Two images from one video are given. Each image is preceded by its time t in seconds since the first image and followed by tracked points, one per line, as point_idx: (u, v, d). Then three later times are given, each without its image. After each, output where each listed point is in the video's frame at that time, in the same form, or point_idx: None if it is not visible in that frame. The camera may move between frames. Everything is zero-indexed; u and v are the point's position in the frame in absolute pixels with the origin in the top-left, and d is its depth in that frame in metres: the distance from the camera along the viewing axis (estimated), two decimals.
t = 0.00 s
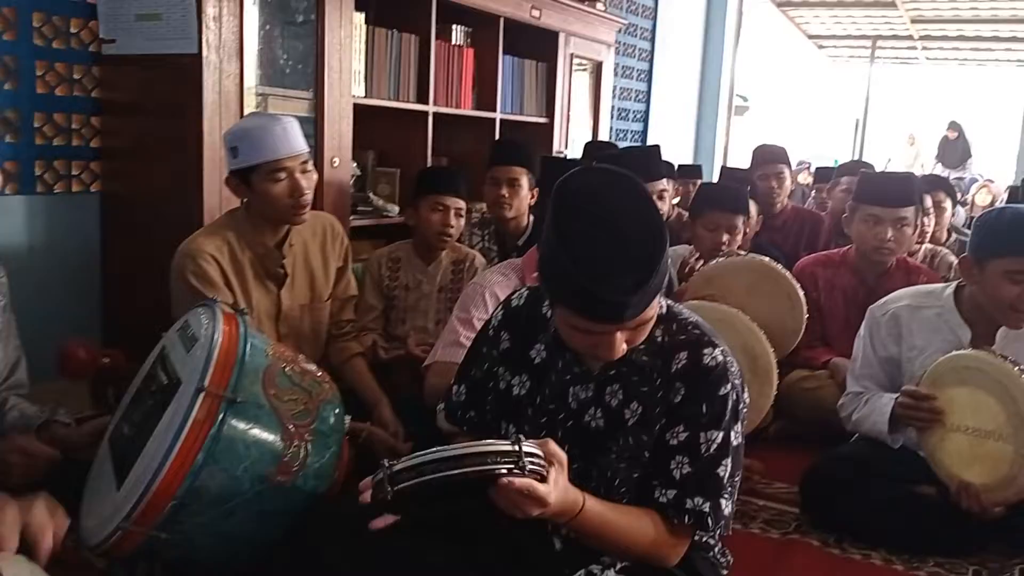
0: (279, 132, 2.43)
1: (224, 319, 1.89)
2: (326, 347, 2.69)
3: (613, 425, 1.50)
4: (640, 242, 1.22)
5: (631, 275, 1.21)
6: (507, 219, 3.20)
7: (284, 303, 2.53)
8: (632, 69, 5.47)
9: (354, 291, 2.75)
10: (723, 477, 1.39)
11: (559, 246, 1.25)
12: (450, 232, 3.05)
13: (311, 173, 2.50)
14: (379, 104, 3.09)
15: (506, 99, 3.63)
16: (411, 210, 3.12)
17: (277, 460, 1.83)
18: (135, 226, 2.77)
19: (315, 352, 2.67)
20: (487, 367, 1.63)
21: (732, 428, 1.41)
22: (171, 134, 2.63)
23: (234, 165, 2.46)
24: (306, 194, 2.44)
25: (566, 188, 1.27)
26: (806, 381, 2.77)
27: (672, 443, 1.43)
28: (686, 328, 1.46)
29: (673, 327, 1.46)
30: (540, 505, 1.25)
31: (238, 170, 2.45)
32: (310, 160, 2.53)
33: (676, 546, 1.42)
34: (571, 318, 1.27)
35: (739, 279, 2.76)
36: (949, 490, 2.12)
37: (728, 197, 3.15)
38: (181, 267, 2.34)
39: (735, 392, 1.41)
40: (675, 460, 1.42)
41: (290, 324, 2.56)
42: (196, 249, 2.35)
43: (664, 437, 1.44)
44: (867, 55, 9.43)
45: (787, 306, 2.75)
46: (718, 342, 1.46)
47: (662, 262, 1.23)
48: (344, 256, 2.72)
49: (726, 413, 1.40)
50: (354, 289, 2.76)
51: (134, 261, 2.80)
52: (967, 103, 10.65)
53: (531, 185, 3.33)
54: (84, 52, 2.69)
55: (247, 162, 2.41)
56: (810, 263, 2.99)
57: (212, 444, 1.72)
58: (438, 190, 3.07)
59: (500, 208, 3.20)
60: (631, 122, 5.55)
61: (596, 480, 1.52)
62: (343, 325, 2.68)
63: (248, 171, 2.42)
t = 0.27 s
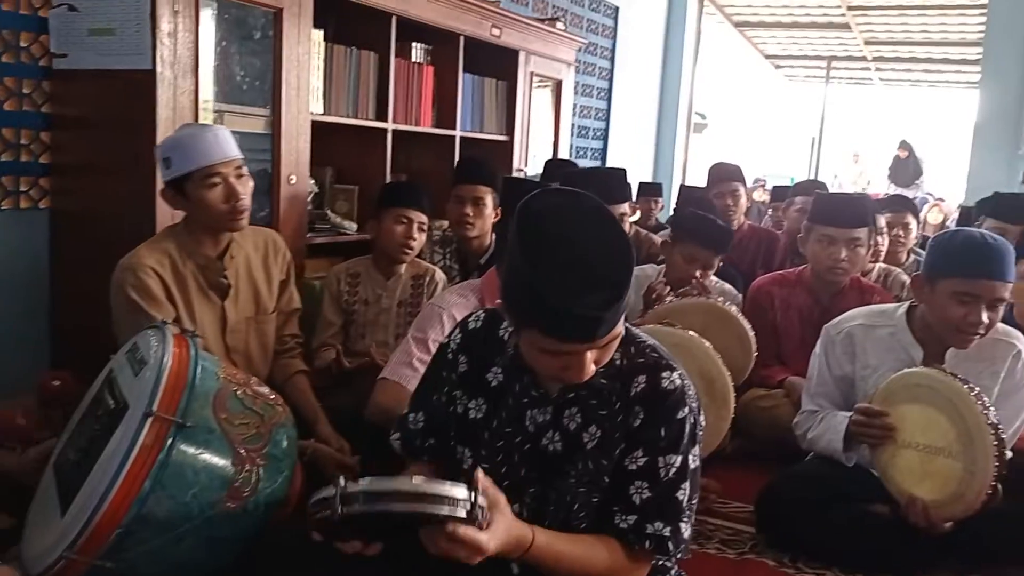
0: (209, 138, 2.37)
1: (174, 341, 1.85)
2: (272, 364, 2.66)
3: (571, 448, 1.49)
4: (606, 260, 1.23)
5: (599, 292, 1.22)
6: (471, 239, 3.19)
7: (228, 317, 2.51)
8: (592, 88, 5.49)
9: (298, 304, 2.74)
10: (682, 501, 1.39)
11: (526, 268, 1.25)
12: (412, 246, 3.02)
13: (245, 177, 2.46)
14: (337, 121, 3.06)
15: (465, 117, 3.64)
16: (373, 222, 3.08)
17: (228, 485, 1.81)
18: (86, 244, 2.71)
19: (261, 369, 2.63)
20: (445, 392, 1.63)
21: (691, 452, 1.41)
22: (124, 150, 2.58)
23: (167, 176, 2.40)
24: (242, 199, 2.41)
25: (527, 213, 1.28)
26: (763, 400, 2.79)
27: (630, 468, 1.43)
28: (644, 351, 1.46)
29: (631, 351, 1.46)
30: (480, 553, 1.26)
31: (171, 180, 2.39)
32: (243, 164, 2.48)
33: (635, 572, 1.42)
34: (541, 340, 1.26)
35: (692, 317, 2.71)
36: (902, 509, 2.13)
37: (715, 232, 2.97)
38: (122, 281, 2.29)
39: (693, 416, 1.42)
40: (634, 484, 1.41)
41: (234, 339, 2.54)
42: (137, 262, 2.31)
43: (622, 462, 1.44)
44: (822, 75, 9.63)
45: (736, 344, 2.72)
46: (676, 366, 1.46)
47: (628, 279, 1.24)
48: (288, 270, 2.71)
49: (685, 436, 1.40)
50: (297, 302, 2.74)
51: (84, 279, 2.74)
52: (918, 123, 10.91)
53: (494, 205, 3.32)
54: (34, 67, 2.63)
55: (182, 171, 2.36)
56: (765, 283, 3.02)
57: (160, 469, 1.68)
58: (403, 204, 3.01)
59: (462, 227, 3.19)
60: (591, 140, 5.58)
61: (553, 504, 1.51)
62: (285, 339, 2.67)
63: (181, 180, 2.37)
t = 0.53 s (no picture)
0: (156, 152, 2.34)
1: (126, 363, 1.81)
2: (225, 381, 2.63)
3: (532, 471, 1.48)
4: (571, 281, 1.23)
5: (565, 313, 1.21)
6: (437, 255, 3.17)
7: (179, 333, 2.47)
8: (556, 104, 5.51)
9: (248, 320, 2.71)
10: (643, 527, 1.40)
11: (492, 292, 1.23)
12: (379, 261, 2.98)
13: (192, 190, 2.43)
14: (298, 137, 3.03)
15: (429, 133, 3.63)
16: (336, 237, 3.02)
17: (180, 513, 1.77)
18: (39, 261, 2.66)
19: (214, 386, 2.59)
20: (400, 406, 1.60)
21: (652, 478, 1.43)
22: (78, 166, 2.53)
23: (111, 191, 2.35)
24: (190, 213, 2.39)
25: (490, 236, 1.27)
26: (724, 418, 2.80)
27: (591, 493, 1.43)
28: (606, 375, 1.47)
29: (594, 374, 1.46)
30: None
31: (116, 195, 2.35)
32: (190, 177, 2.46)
33: None
34: (506, 365, 1.24)
35: (660, 333, 2.67)
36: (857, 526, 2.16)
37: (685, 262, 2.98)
38: (68, 298, 2.24)
39: (653, 441, 1.43)
40: (596, 511, 1.42)
41: (185, 356, 2.50)
42: (83, 280, 2.26)
43: (583, 487, 1.44)
44: (783, 92, 9.77)
45: (705, 359, 2.69)
46: (637, 391, 1.48)
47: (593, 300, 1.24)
48: (237, 285, 2.68)
49: (645, 462, 1.42)
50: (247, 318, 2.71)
51: (37, 297, 2.68)
52: (876, 139, 11.12)
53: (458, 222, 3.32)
54: None
55: (128, 185, 2.31)
56: (727, 300, 3.04)
57: (110, 497, 1.64)
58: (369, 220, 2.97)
59: (427, 243, 3.18)
60: (555, 155, 5.60)
61: (514, 528, 1.51)
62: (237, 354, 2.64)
63: (127, 195, 2.33)
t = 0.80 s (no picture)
0: (113, 163, 2.30)
1: (84, 382, 1.77)
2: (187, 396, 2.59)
3: (502, 495, 1.47)
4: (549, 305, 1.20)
5: (541, 335, 1.19)
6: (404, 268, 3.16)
7: (140, 347, 2.43)
8: (526, 116, 5.52)
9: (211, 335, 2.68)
10: (614, 549, 1.41)
11: (466, 313, 1.20)
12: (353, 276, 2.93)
13: (151, 202, 2.39)
14: (265, 149, 3.00)
15: (397, 146, 3.61)
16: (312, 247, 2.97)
17: (138, 535, 1.74)
18: None
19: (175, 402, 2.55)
20: (371, 432, 1.61)
21: (623, 500, 1.44)
22: (38, 178, 2.48)
23: (69, 204, 2.31)
24: (150, 224, 2.35)
25: (465, 254, 1.24)
26: (692, 432, 2.79)
27: (562, 516, 1.44)
28: (576, 397, 1.47)
29: (564, 396, 1.47)
30: None
31: (72, 208, 2.31)
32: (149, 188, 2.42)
33: None
34: (479, 388, 1.22)
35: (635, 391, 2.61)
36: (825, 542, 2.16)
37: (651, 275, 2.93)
38: (24, 311, 2.19)
39: (624, 463, 1.44)
40: (567, 533, 1.43)
41: (146, 372, 2.45)
42: (40, 292, 2.21)
43: (554, 510, 1.45)
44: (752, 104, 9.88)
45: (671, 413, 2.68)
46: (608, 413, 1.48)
47: (571, 321, 1.22)
48: (199, 299, 2.64)
49: (617, 484, 1.43)
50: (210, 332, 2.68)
51: None
52: (842, 151, 11.27)
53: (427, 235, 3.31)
54: None
55: (86, 197, 2.27)
56: (695, 313, 3.04)
57: (65, 520, 1.61)
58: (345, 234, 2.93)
59: (397, 256, 3.16)
60: (526, 167, 5.60)
61: (483, 551, 1.49)
62: (199, 370, 2.60)
63: (84, 207, 2.29)
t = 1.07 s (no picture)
0: (82, 170, 2.26)
1: (47, 395, 1.73)
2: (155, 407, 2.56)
3: (476, 509, 1.46)
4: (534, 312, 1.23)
5: (524, 343, 1.21)
6: (377, 276, 3.14)
7: (108, 358, 2.39)
8: (502, 122, 5.51)
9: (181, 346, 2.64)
10: (590, 563, 1.41)
11: (450, 316, 1.21)
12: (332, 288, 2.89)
13: (122, 211, 2.35)
14: (237, 156, 2.97)
15: (372, 152, 3.59)
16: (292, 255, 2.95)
17: (104, 549, 1.69)
18: None
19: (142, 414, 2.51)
20: (340, 444, 1.57)
21: (598, 512, 1.46)
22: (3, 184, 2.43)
23: (37, 211, 2.27)
24: (119, 232, 2.31)
25: (450, 262, 1.25)
26: (665, 439, 2.77)
27: (537, 529, 1.43)
28: (552, 411, 1.47)
29: (540, 409, 1.47)
30: None
31: (42, 215, 2.27)
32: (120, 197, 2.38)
33: None
34: (458, 393, 1.22)
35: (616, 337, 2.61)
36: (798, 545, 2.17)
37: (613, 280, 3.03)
38: None
39: (599, 477, 1.45)
40: (542, 546, 1.42)
41: (114, 383, 2.41)
42: (6, 300, 2.17)
43: (529, 523, 1.44)
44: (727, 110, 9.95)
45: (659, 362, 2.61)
46: (584, 426, 1.48)
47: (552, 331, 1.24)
48: (168, 310, 2.61)
49: (592, 498, 1.43)
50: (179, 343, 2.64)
51: None
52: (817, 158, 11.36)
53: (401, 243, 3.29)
54: None
55: (53, 205, 2.24)
56: (671, 320, 3.07)
57: (27, 537, 1.57)
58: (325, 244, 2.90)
59: (370, 264, 3.14)
60: (501, 174, 5.59)
61: (456, 565, 1.47)
62: (168, 383, 2.57)
63: (52, 215, 2.26)
